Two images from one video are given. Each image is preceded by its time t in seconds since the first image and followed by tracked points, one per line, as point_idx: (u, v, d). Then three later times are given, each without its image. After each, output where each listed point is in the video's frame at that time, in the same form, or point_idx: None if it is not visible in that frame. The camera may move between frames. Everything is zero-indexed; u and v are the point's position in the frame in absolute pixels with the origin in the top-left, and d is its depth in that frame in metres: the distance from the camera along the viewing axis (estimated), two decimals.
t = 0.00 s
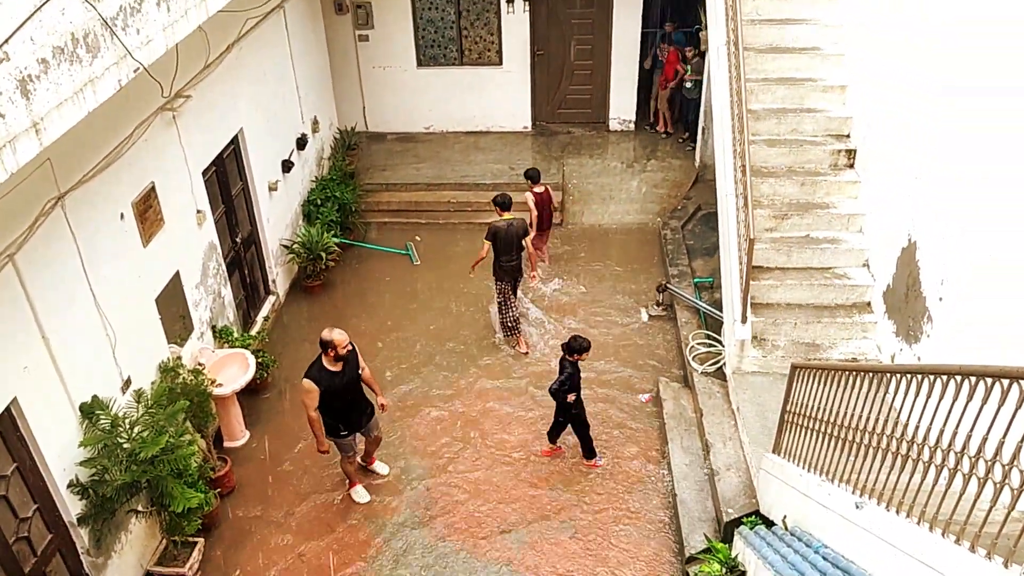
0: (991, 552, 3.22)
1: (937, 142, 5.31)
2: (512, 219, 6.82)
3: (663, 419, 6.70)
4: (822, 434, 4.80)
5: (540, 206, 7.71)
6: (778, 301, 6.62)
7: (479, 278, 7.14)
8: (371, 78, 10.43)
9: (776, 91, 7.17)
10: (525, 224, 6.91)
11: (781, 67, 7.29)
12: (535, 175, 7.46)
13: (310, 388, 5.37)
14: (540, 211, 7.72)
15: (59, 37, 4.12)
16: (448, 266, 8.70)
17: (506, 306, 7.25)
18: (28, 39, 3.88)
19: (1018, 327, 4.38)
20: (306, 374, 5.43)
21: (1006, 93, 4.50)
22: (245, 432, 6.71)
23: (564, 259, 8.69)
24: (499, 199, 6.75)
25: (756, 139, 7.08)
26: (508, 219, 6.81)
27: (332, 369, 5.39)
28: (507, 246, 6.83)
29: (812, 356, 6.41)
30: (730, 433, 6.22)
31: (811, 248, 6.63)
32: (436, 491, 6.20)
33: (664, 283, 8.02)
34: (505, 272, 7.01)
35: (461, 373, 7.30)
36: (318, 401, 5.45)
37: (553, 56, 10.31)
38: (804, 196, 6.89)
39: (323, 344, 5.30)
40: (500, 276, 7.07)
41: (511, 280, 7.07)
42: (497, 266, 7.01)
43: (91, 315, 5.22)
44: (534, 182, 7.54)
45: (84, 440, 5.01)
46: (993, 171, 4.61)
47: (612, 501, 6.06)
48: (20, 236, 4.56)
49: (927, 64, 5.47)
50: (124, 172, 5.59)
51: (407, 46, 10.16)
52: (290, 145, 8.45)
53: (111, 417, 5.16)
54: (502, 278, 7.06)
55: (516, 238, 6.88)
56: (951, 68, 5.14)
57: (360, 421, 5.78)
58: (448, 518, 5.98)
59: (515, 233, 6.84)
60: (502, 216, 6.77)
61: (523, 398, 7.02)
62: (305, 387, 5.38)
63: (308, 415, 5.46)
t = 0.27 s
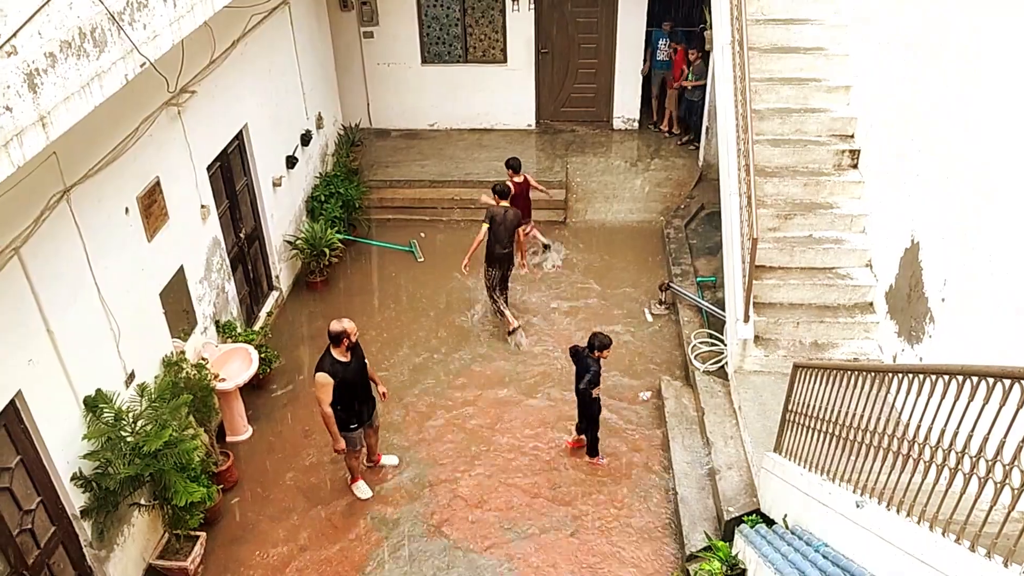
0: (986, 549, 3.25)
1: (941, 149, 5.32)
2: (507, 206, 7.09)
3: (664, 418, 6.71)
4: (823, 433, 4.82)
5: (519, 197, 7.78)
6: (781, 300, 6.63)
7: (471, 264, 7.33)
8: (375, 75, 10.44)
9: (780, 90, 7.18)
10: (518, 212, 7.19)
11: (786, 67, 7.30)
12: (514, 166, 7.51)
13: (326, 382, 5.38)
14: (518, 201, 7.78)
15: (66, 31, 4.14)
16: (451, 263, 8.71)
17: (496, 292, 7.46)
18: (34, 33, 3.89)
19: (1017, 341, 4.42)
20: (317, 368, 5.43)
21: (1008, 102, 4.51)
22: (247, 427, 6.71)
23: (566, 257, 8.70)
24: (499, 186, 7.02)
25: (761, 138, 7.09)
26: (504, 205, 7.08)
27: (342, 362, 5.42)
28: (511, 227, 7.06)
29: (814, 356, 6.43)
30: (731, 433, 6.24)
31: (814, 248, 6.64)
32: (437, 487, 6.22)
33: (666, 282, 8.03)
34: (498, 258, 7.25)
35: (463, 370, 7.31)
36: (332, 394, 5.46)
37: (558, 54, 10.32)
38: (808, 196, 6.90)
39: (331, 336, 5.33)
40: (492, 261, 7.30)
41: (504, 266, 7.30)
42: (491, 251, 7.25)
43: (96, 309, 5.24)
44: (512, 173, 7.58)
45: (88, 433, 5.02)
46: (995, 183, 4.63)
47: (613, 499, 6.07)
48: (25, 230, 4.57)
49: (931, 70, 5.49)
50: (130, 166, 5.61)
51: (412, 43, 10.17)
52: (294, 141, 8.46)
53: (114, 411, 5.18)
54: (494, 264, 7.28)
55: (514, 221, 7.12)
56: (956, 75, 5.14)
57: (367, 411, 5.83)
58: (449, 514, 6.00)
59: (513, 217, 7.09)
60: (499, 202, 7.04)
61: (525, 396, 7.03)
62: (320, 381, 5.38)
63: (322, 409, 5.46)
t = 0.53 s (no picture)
0: (992, 572, 3.24)
1: (941, 148, 5.50)
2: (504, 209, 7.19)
3: (672, 438, 6.70)
4: (831, 455, 4.80)
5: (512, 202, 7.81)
6: (789, 321, 6.63)
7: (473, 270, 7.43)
8: (388, 93, 10.54)
9: (791, 113, 7.24)
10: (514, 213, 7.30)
11: (797, 89, 7.33)
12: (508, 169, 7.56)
13: (348, 389, 5.39)
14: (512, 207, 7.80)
15: (87, 44, 4.21)
16: (460, 280, 8.76)
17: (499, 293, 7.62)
18: (57, 46, 3.96)
19: (1016, 341, 4.50)
20: (335, 377, 5.44)
21: (1016, 127, 4.55)
22: (254, 440, 6.70)
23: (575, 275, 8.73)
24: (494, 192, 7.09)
25: (771, 160, 7.12)
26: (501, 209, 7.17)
27: (358, 369, 5.48)
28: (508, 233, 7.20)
29: (823, 377, 6.41)
30: (739, 454, 6.22)
31: (823, 269, 6.65)
32: (443, 503, 6.21)
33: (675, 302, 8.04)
34: (499, 260, 7.37)
35: (471, 386, 7.32)
36: (353, 402, 5.47)
37: (569, 74, 10.39)
38: (817, 218, 6.92)
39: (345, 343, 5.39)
40: (494, 264, 7.42)
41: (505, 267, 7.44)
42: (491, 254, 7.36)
43: (108, 319, 5.27)
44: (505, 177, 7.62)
45: (97, 443, 5.03)
46: (995, 186, 4.76)
47: (619, 518, 6.05)
48: (41, 239, 4.62)
49: (931, 69, 5.68)
50: (145, 179, 5.68)
51: (425, 61, 10.28)
52: (306, 157, 8.54)
53: (124, 421, 5.20)
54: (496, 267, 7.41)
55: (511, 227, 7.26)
56: (961, 92, 5.24)
57: (380, 420, 5.89)
58: (455, 530, 5.98)
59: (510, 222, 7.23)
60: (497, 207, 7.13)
61: (532, 413, 7.03)
62: (342, 390, 5.38)
63: (344, 418, 5.46)
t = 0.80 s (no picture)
0: None
1: (952, 238, 5.58)
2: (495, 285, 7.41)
3: (683, 522, 6.60)
4: (844, 547, 4.72)
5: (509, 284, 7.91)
6: (803, 405, 6.58)
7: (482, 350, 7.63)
8: (406, 171, 10.81)
9: (801, 199, 7.33)
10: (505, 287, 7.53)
11: (808, 175, 7.44)
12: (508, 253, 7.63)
13: (366, 458, 5.38)
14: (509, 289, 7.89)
15: (122, 125, 4.39)
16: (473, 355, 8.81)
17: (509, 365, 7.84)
18: (92, 128, 4.14)
19: (1015, 339, 4.71)
20: (352, 449, 5.43)
21: None
22: (261, 514, 6.66)
23: (587, 353, 8.75)
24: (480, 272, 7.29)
25: (782, 244, 7.13)
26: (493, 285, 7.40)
27: (375, 441, 5.50)
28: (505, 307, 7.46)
29: (837, 464, 6.33)
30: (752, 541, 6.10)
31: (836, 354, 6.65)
32: None
33: (687, 383, 8.04)
34: (501, 334, 7.62)
35: (481, 463, 7.27)
36: (370, 471, 5.45)
37: (583, 157, 10.65)
38: (829, 302, 6.95)
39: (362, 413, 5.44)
40: (498, 339, 7.66)
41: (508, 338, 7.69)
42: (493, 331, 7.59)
43: (123, 389, 5.33)
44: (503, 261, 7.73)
45: (105, 515, 5.02)
46: (995, 188, 4.99)
47: None
48: (64, 310, 4.73)
49: (936, 140, 5.90)
50: (169, 252, 5.82)
51: (443, 142, 10.57)
52: (325, 232, 8.71)
53: (132, 492, 5.22)
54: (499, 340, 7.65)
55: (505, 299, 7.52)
56: (968, 183, 5.35)
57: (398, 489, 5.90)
58: None
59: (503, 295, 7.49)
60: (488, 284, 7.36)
61: (542, 493, 6.95)
62: (360, 459, 5.37)
63: (363, 488, 5.46)
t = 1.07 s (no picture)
0: None
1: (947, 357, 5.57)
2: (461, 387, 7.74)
3: None
4: None
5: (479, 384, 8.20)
6: (799, 518, 6.47)
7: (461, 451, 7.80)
8: (403, 273, 10.99)
9: (791, 307, 7.34)
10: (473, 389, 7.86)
11: (798, 285, 7.52)
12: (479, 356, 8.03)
13: (360, 563, 5.16)
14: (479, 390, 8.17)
15: (124, 241, 4.42)
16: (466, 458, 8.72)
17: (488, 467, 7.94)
18: (95, 244, 4.18)
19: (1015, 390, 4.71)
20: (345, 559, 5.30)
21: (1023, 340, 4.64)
22: None
23: (581, 457, 8.67)
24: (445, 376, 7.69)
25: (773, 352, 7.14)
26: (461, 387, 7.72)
27: (369, 548, 5.41)
28: (473, 407, 7.70)
29: None
30: None
31: (832, 464, 6.59)
32: None
33: (682, 491, 7.94)
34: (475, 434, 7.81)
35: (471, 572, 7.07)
36: None
37: (577, 262, 10.80)
38: (823, 411, 6.92)
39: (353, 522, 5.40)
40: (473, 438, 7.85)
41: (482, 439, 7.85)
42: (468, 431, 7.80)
43: (110, 499, 5.27)
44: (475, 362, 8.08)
45: None
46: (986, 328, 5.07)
47: None
48: (55, 420, 4.73)
49: (924, 242, 6.01)
50: (164, 359, 5.85)
51: (440, 246, 10.79)
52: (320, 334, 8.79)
53: None
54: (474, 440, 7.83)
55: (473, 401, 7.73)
56: (959, 299, 5.42)
57: None
58: None
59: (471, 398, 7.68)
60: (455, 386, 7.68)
61: None
62: (353, 565, 5.15)
63: None
